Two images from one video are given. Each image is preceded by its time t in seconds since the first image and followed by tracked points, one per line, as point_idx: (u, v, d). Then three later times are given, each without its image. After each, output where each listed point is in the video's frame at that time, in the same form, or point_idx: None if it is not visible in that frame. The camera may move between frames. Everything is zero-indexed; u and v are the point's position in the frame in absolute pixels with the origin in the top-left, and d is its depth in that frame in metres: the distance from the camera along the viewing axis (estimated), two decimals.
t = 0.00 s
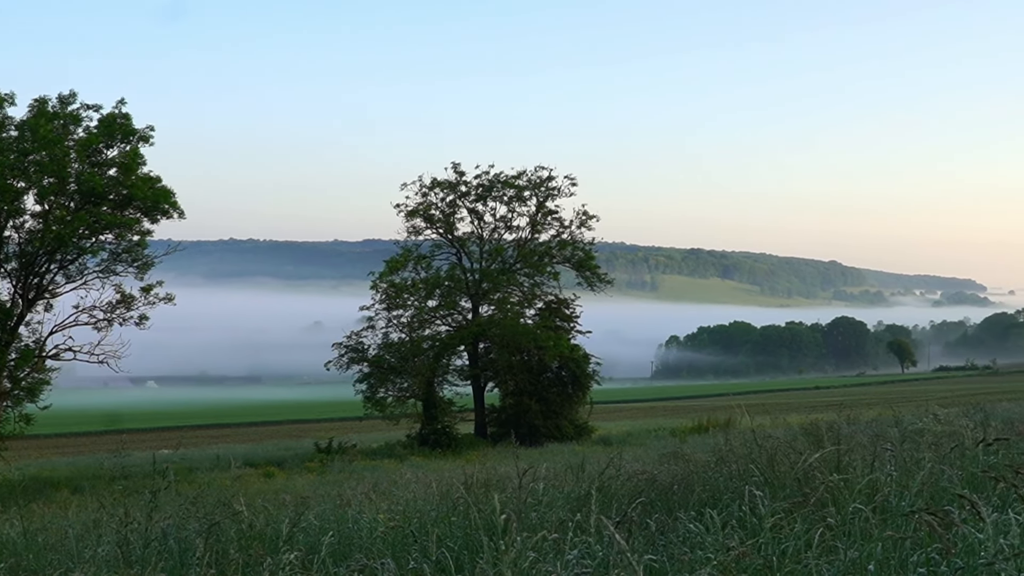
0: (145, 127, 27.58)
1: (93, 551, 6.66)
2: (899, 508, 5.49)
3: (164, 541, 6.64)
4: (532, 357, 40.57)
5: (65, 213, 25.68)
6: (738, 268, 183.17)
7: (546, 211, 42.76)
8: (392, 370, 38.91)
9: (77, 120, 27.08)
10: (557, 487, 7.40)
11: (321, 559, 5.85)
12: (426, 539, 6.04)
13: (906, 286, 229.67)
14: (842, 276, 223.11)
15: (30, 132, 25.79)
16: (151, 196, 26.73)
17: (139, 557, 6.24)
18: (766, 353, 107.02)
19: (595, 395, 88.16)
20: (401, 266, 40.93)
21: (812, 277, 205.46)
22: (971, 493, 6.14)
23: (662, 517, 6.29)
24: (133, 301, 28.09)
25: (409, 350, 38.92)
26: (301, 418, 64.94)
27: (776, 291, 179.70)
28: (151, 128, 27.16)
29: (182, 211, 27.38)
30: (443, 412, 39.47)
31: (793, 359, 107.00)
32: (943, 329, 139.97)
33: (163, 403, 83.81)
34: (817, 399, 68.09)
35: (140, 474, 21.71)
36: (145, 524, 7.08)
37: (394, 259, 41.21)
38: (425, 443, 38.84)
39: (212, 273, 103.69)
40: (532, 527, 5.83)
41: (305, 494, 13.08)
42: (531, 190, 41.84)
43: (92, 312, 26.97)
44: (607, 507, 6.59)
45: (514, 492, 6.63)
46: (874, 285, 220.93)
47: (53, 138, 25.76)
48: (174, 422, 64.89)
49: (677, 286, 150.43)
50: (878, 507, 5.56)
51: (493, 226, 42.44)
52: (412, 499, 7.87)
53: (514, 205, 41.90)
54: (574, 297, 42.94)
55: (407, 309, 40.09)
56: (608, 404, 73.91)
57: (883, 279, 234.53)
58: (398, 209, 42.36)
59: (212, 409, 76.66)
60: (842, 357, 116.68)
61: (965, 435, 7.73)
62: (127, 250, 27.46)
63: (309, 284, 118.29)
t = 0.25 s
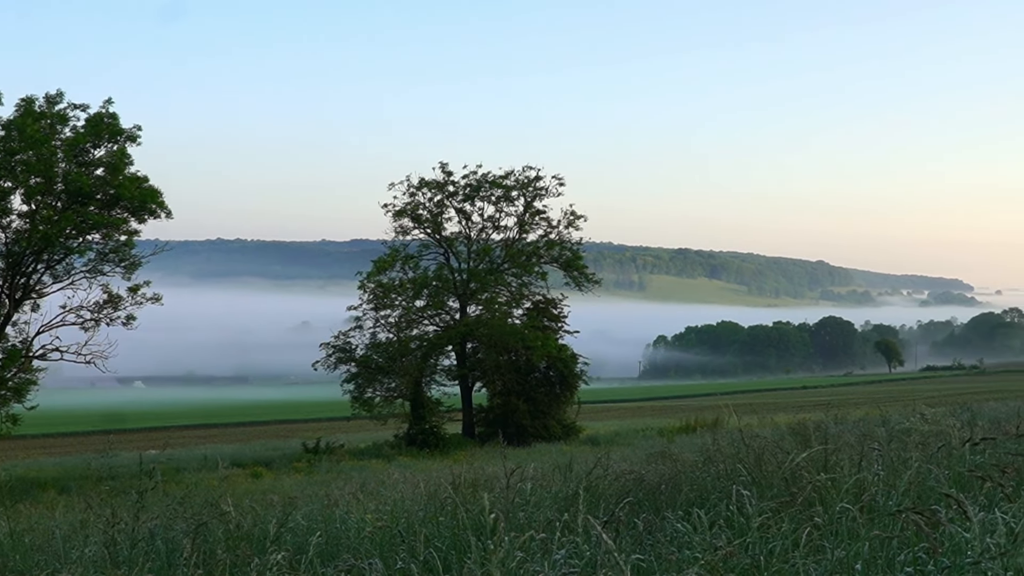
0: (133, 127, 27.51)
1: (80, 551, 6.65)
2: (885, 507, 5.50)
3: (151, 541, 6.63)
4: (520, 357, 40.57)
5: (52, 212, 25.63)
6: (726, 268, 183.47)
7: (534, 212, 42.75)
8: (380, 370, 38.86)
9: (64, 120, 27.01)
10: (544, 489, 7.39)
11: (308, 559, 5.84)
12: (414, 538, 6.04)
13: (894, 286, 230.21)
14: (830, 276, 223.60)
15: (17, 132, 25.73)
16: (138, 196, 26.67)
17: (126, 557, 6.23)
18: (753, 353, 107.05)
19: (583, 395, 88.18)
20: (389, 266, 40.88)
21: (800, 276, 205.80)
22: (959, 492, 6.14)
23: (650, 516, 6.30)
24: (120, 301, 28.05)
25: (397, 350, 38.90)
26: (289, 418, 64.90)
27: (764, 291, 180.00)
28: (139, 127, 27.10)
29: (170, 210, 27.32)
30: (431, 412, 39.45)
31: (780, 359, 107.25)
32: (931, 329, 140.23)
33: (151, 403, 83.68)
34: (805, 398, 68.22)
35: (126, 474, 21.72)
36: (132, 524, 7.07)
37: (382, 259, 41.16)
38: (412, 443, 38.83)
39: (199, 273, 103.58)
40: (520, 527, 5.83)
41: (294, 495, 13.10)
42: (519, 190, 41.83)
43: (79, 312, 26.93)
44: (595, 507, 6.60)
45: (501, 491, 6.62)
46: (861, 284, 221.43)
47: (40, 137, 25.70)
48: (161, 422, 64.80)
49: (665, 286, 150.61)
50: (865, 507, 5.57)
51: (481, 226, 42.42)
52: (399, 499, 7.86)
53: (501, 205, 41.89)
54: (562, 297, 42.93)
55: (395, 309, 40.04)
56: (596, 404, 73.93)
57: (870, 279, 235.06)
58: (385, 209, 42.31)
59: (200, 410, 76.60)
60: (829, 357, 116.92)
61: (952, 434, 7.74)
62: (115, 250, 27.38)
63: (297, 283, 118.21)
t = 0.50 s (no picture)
0: (119, 126, 27.45)
1: (66, 551, 6.63)
2: (871, 507, 5.51)
3: (137, 542, 6.61)
4: (506, 356, 40.56)
5: (38, 212, 25.56)
6: (712, 267, 183.68)
7: (521, 211, 42.75)
8: (367, 369, 38.82)
9: (50, 120, 26.94)
10: (531, 488, 7.38)
11: (295, 559, 5.83)
12: (401, 538, 6.03)
13: (880, 285, 230.74)
14: (816, 276, 224.04)
15: (2, 132, 25.66)
16: (124, 196, 26.60)
17: (112, 558, 6.21)
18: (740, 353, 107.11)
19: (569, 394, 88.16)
20: (375, 266, 40.82)
21: (786, 276, 206.13)
22: (946, 492, 6.15)
23: (637, 516, 6.31)
24: (106, 301, 27.97)
25: (384, 350, 38.88)
26: (276, 418, 64.81)
27: (750, 290, 180.25)
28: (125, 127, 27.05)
29: (156, 210, 27.26)
30: (418, 412, 39.43)
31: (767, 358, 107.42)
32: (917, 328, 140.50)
33: (137, 403, 83.52)
34: (791, 398, 68.30)
35: (112, 474, 21.70)
36: (117, 525, 7.06)
37: (369, 259, 41.11)
38: (400, 443, 38.80)
39: (186, 274, 103.44)
40: (507, 528, 5.83)
41: (280, 495, 13.08)
42: (506, 190, 41.82)
43: (66, 312, 26.87)
44: (582, 507, 6.60)
45: (488, 490, 6.62)
46: (847, 284, 221.87)
47: (26, 137, 25.63)
48: (148, 422, 64.68)
49: (652, 286, 150.74)
50: (851, 506, 5.58)
51: (467, 226, 42.39)
52: (386, 500, 7.86)
53: (488, 205, 41.88)
54: (549, 297, 42.93)
55: (382, 309, 40.02)
56: (583, 404, 73.92)
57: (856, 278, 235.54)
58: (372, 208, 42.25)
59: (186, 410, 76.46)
60: (816, 356, 117.11)
61: (937, 433, 7.76)
62: (101, 250, 27.32)
63: (283, 284, 118.07)
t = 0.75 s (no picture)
0: (105, 126, 27.39)
1: (52, 553, 6.61)
2: (858, 506, 5.52)
3: (123, 543, 6.59)
4: (494, 356, 40.55)
5: (23, 212, 25.49)
6: (699, 267, 183.97)
7: (508, 211, 42.74)
8: (354, 369, 38.78)
9: (36, 119, 26.85)
10: (517, 488, 7.37)
11: (282, 558, 5.83)
12: (389, 537, 6.03)
13: (866, 285, 231.25)
14: (803, 276, 224.53)
15: None
16: (111, 196, 26.55)
17: (98, 558, 6.19)
18: (727, 352, 107.14)
19: (557, 394, 88.12)
20: (362, 265, 40.79)
21: (773, 276, 206.63)
22: (931, 491, 6.16)
23: (623, 516, 6.33)
24: (93, 301, 27.90)
25: (371, 349, 38.84)
26: (263, 418, 64.70)
27: (737, 290, 180.48)
28: (111, 126, 26.98)
29: (142, 210, 27.20)
30: (405, 412, 39.41)
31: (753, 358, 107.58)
32: (904, 328, 140.68)
33: (123, 403, 83.40)
34: (779, 398, 68.32)
35: (100, 474, 21.73)
36: (104, 524, 7.04)
37: (356, 258, 41.05)
38: (387, 443, 38.77)
39: (172, 273, 103.24)
40: (494, 527, 5.82)
41: (267, 494, 13.06)
42: (493, 189, 41.81)
43: (51, 312, 26.81)
44: (568, 506, 6.61)
45: (476, 488, 6.63)
46: (834, 284, 222.34)
47: (12, 137, 25.55)
48: (134, 422, 64.58)
49: (639, 285, 150.83)
50: (837, 505, 5.59)
51: (455, 225, 42.38)
52: (374, 498, 7.85)
53: (476, 204, 41.87)
54: (536, 296, 42.92)
55: (369, 309, 39.97)
56: (572, 404, 73.97)
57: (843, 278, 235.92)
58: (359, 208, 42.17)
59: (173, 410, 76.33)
60: (803, 356, 117.28)
61: (924, 433, 7.80)
62: (87, 250, 27.27)
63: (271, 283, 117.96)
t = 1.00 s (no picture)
0: (93, 125, 27.34)
1: (40, 553, 6.60)
2: (844, 506, 5.53)
3: (111, 543, 6.57)
4: (481, 356, 40.56)
5: (10, 212, 25.42)
6: (687, 267, 184.26)
7: (496, 211, 42.76)
8: (342, 369, 38.76)
9: (23, 118, 26.79)
10: (506, 488, 7.37)
11: (269, 559, 5.83)
12: (375, 539, 6.03)
13: (854, 285, 231.70)
14: (791, 276, 224.88)
15: None
16: (98, 196, 26.51)
17: (85, 559, 6.18)
18: (715, 352, 107.25)
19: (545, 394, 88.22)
20: (350, 265, 40.75)
21: (761, 276, 207.05)
22: (918, 490, 6.18)
23: (612, 514, 6.34)
24: (80, 301, 27.85)
25: (359, 349, 38.82)
26: (251, 418, 64.69)
27: (725, 290, 180.79)
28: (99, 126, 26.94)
29: (130, 210, 27.16)
30: (393, 412, 39.41)
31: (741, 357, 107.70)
32: (891, 328, 141.06)
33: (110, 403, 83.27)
34: (766, 397, 68.49)
35: (87, 475, 21.75)
36: (91, 525, 7.04)
37: (344, 258, 41.02)
38: (375, 443, 38.76)
39: (159, 274, 103.16)
40: (481, 526, 5.83)
41: (253, 494, 13.13)
42: (481, 189, 41.82)
43: (38, 312, 26.75)
44: (556, 505, 6.62)
45: (464, 490, 6.63)
46: (821, 284, 222.76)
47: None
48: (121, 423, 64.51)
49: (627, 285, 151.01)
50: (824, 505, 5.61)
51: (443, 225, 42.36)
52: (361, 499, 7.86)
53: (464, 204, 41.87)
54: (524, 296, 42.94)
55: (357, 309, 39.92)
56: (560, 404, 74.01)
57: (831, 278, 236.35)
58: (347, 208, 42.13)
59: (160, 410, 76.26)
60: (790, 356, 117.47)
61: (911, 433, 7.83)
62: (74, 249, 27.23)
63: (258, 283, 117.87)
